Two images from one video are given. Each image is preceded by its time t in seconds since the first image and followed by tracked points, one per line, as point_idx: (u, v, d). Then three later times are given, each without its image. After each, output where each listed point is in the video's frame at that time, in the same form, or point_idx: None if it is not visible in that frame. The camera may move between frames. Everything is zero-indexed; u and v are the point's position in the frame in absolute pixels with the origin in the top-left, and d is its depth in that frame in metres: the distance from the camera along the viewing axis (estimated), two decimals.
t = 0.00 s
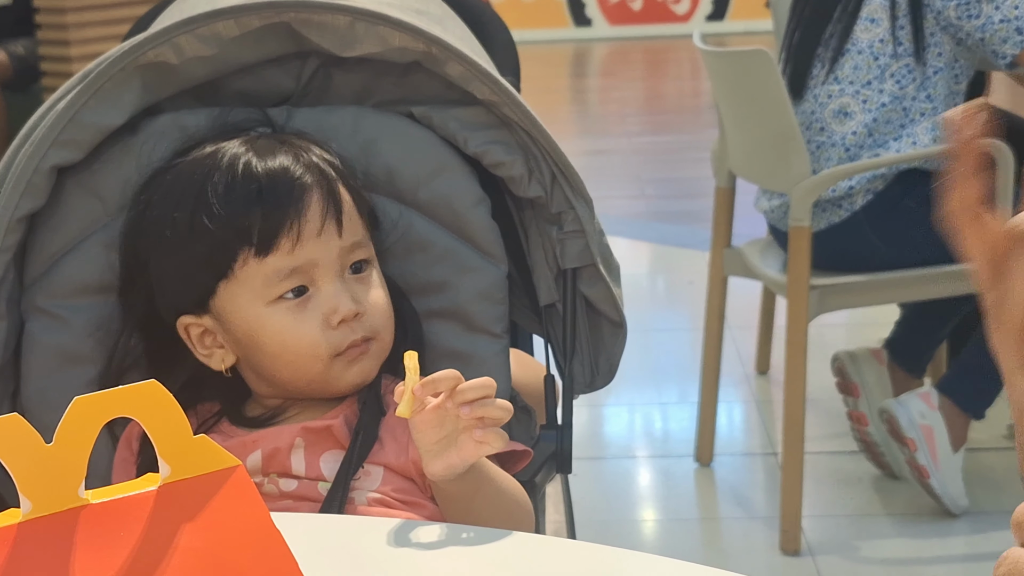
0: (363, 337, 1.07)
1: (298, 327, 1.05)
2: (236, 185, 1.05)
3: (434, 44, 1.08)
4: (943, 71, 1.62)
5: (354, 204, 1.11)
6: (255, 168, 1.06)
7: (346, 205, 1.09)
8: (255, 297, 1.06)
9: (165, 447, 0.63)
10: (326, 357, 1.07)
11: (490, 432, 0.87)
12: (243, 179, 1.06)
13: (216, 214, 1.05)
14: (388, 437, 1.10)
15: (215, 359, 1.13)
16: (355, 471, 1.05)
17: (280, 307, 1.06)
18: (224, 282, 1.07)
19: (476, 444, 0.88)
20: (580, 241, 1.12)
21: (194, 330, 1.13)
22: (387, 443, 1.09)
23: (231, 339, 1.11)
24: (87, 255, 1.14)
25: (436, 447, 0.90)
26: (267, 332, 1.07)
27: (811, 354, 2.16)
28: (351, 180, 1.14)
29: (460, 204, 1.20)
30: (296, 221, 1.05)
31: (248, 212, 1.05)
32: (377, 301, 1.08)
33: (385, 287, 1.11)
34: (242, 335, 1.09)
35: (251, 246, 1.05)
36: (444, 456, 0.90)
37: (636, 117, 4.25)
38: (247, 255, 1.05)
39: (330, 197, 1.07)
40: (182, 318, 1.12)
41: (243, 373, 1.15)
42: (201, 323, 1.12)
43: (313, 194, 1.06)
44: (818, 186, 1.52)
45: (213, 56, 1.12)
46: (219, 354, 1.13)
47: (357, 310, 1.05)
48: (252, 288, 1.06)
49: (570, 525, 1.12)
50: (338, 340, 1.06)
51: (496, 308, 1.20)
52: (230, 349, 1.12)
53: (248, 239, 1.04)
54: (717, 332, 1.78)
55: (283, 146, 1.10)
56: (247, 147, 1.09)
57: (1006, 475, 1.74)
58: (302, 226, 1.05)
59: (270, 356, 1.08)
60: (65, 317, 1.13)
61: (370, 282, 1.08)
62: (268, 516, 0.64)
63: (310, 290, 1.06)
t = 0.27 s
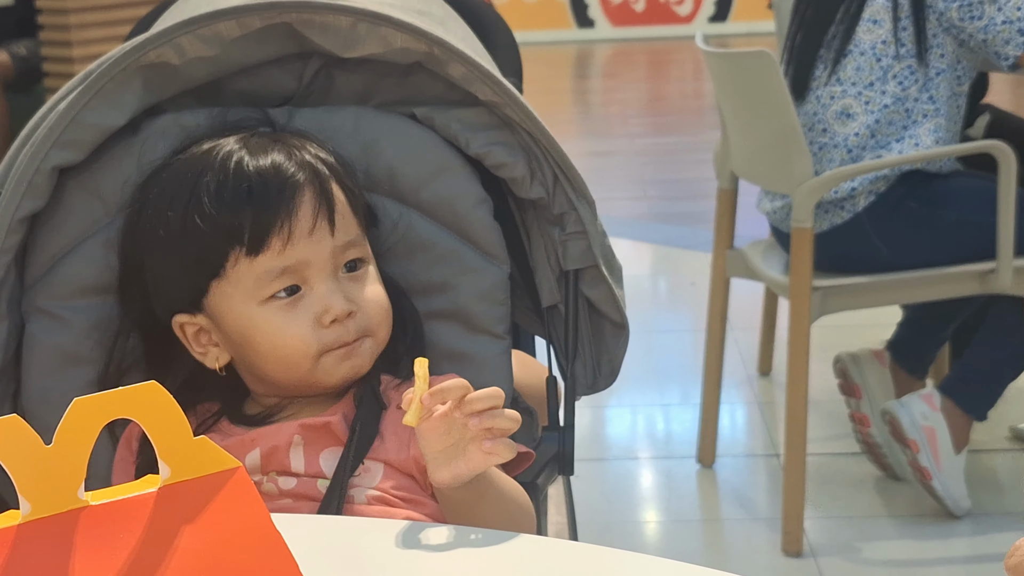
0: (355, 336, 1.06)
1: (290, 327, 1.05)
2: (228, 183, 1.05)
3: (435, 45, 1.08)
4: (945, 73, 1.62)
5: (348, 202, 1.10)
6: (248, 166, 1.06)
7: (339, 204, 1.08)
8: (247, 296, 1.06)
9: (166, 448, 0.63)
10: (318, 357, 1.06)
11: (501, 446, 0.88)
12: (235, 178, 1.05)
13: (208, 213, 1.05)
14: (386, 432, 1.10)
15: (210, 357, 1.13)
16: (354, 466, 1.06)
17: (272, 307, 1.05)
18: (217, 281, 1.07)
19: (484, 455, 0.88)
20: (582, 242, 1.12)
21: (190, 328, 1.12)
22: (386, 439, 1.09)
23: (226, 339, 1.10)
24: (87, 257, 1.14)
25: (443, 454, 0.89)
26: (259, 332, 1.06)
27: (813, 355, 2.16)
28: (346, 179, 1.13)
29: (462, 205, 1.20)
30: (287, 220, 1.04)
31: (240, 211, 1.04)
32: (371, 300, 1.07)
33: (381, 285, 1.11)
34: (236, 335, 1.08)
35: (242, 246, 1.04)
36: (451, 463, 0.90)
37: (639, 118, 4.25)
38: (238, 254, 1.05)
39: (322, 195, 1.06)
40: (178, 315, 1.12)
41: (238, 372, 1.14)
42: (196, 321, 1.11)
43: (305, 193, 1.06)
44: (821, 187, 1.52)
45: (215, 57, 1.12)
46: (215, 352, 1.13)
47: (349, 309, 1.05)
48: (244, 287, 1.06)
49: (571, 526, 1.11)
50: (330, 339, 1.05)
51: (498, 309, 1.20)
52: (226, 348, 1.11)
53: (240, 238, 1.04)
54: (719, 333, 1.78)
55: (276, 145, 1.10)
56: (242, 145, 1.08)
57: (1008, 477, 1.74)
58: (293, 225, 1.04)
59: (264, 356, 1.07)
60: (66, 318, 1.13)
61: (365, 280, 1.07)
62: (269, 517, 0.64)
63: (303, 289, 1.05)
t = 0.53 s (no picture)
0: (345, 329, 1.06)
1: (279, 321, 1.04)
2: (220, 177, 1.05)
3: (439, 45, 1.08)
4: (949, 75, 1.61)
5: (341, 194, 1.09)
6: (240, 160, 1.06)
7: (332, 196, 1.07)
8: (238, 290, 1.06)
9: (169, 447, 0.63)
10: (309, 350, 1.05)
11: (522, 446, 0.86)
12: (225, 172, 1.05)
13: (199, 208, 1.05)
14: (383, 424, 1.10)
15: (206, 350, 1.13)
16: (348, 455, 1.05)
17: (262, 300, 1.05)
18: (208, 275, 1.07)
19: (504, 457, 0.87)
20: (585, 243, 1.12)
21: (186, 321, 1.12)
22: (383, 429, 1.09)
23: (220, 332, 1.10)
24: (89, 258, 1.14)
25: (457, 459, 0.88)
26: (249, 326, 1.06)
27: (816, 357, 2.16)
28: (344, 172, 1.12)
29: (465, 206, 1.20)
30: (276, 214, 1.04)
31: (229, 205, 1.04)
32: (364, 293, 1.06)
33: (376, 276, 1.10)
34: (229, 329, 1.08)
35: (231, 239, 1.04)
36: (467, 470, 0.87)
37: (642, 120, 4.25)
38: (227, 248, 1.05)
39: (312, 188, 1.06)
40: (175, 309, 1.12)
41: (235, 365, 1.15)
42: (192, 314, 1.11)
43: (295, 185, 1.05)
44: (827, 186, 1.51)
45: (218, 57, 1.12)
46: (211, 345, 1.13)
47: (340, 302, 1.04)
48: (234, 281, 1.06)
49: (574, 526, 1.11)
50: (319, 332, 1.05)
51: (501, 309, 1.20)
52: (220, 341, 1.11)
53: (229, 231, 1.04)
54: (722, 335, 1.77)
55: (269, 137, 1.09)
56: (236, 138, 1.08)
57: (1011, 479, 1.74)
58: (282, 218, 1.04)
59: (255, 350, 1.07)
60: (69, 319, 1.13)
61: (357, 273, 1.07)
62: (273, 517, 0.64)
63: (293, 283, 1.04)
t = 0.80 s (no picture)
0: (341, 326, 1.05)
1: (273, 319, 1.04)
2: (215, 175, 1.05)
3: (442, 45, 1.07)
4: (953, 76, 1.61)
5: (337, 190, 1.08)
6: (231, 157, 1.06)
7: (326, 192, 1.06)
8: (233, 289, 1.05)
9: (175, 444, 0.62)
10: (304, 348, 1.05)
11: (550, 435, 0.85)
12: (218, 169, 1.05)
13: (192, 206, 1.05)
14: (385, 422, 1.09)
15: (207, 348, 1.13)
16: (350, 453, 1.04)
17: (257, 298, 1.04)
18: (204, 273, 1.07)
19: (530, 445, 0.86)
20: (590, 242, 1.12)
21: (185, 319, 1.12)
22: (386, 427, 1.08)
23: (218, 331, 1.10)
24: (92, 257, 1.14)
25: (480, 448, 0.87)
26: (245, 324, 1.05)
27: (820, 358, 2.15)
28: (337, 166, 1.11)
29: (469, 205, 1.19)
30: (267, 210, 1.03)
31: (221, 202, 1.04)
32: (360, 290, 1.05)
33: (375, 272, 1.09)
34: (226, 327, 1.08)
35: (223, 236, 1.04)
36: (492, 458, 0.87)
37: (645, 121, 4.25)
38: (220, 245, 1.04)
39: (305, 183, 1.05)
40: (173, 307, 1.12)
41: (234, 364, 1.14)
42: (190, 313, 1.11)
43: (287, 180, 1.05)
44: (830, 188, 1.51)
45: (221, 56, 1.12)
46: (211, 344, 1.12)
47: (335, 300, 1.03)
48: (229, 280, 1.05)
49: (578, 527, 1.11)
50: (315, 330, 1.04)
51: (505, 309, 1.20)
52: (220, 339, 1.11)
53: (221, 228, 1.04)
54: (726, 336, 1.77)
55: (263, 134, 1.09)
56: (229, 137, 1.08)
57: (1015, 480, 1.73)
58: (274, 215, 1.03)
59: (252, 347, 1.07)
60: (72, 318, 1.13)
61: (354, 270, 1.06)
62: (279, 515, 0.64)
63: (288, 282, 1.03)
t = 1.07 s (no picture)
0: (345, 332, 1.05)
1: (277, 325, 1.03)
2: (218, 181, 1.05)
3: (445, 45, 1.07)
4: (955, 76, 1.61)
5: (340, 195, 1.08)
6: (234, 163, 1.06)
7: (329, 197, 1.06)
8: (236, 294, 1.05)
9: (179, 446, 0.62)
10: (308, 352, 1.05)
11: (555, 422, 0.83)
12: (221, 174, 1.05)
13: (194, 211, 1.05)
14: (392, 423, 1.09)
15: (211, 352, 1.13)
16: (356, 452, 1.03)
17: (261, 304, 1.04)
18: (207, 278, 1.07)
19: (535, 436, 0.85)
20: (592, 243, 1.12)
21: (189, 324, 1.12)
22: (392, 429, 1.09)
23: (223, 336, 1.10)
24: (95, 258, 1.14)
25: (487, 440, 0.87)
26: (248, 329, 1.05)
27: (822, 359, 2.15)
28: (338, 170, 1.11)
29: (471, 206, 1.19)
30: (271, 216, 1.03)
31: (224, 208, 1.04)
32: (364, 295, 1.05)
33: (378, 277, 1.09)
34: (229, 332, 1.08)
35: (227, 242, 1.04)
36: (500, 450, 0.87)
37: (647, 122, 4.25)
38: (224, 251, 1.04)
39: (308, 188, 1.05)
40: (176, 312, 1.12)
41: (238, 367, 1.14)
42: (194, 317, 1.11)
43: (290, 185, 1.05)
44: (830, 189, 1.51)
45: (224, 57, 1.12)
46: (215, 347, 1.12)
47: (339, 307, 1.03)
48: (233, 285, 1.05)
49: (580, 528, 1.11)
50: (319, 336, 1.04)
51: (507, 310, 1.19)
52: (223, 343, 1.11)
53: (224, 234, 1.04)
54: (728, 337, 1.77)
55: (265, 139, 1.09)
56: (232, 142, 1.08)
57: (1018, 481, 1.73)
58: (277, 221, 1.03)
59: (255, 352, 1.07)
60: (75, 320, 1.13)
61: (358, 275, 1.05)
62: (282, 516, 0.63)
63: (292, 288, 1.03)
